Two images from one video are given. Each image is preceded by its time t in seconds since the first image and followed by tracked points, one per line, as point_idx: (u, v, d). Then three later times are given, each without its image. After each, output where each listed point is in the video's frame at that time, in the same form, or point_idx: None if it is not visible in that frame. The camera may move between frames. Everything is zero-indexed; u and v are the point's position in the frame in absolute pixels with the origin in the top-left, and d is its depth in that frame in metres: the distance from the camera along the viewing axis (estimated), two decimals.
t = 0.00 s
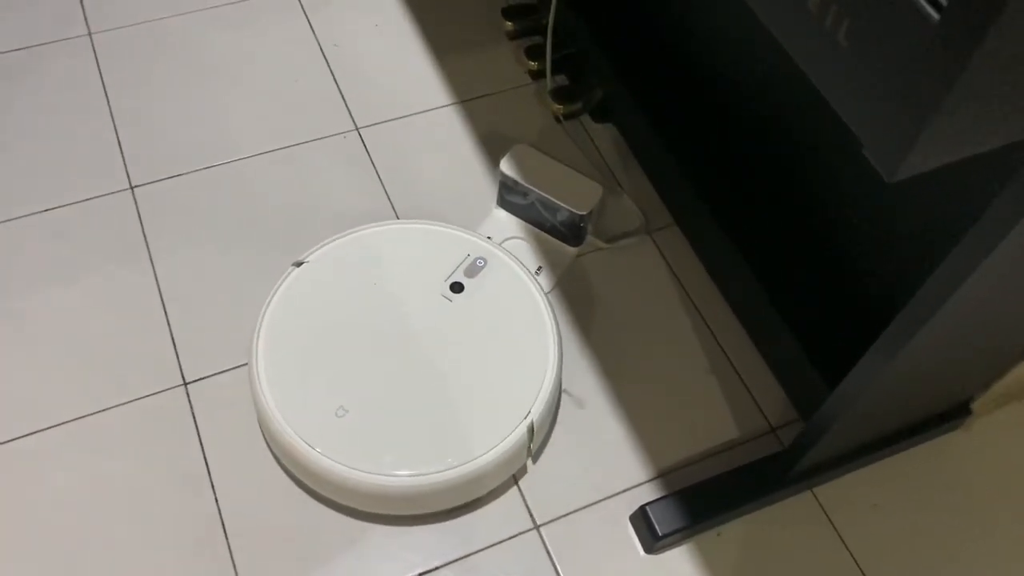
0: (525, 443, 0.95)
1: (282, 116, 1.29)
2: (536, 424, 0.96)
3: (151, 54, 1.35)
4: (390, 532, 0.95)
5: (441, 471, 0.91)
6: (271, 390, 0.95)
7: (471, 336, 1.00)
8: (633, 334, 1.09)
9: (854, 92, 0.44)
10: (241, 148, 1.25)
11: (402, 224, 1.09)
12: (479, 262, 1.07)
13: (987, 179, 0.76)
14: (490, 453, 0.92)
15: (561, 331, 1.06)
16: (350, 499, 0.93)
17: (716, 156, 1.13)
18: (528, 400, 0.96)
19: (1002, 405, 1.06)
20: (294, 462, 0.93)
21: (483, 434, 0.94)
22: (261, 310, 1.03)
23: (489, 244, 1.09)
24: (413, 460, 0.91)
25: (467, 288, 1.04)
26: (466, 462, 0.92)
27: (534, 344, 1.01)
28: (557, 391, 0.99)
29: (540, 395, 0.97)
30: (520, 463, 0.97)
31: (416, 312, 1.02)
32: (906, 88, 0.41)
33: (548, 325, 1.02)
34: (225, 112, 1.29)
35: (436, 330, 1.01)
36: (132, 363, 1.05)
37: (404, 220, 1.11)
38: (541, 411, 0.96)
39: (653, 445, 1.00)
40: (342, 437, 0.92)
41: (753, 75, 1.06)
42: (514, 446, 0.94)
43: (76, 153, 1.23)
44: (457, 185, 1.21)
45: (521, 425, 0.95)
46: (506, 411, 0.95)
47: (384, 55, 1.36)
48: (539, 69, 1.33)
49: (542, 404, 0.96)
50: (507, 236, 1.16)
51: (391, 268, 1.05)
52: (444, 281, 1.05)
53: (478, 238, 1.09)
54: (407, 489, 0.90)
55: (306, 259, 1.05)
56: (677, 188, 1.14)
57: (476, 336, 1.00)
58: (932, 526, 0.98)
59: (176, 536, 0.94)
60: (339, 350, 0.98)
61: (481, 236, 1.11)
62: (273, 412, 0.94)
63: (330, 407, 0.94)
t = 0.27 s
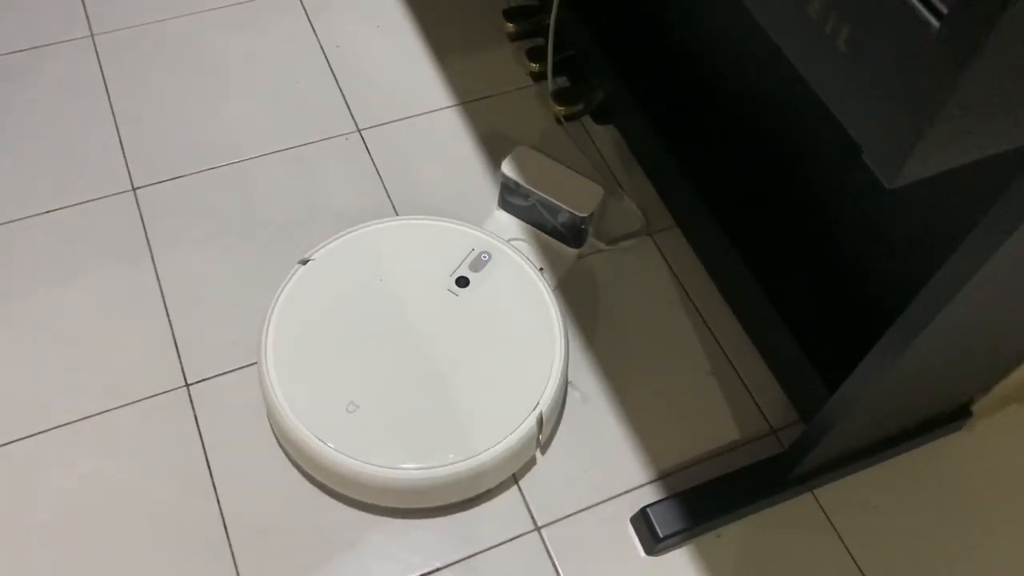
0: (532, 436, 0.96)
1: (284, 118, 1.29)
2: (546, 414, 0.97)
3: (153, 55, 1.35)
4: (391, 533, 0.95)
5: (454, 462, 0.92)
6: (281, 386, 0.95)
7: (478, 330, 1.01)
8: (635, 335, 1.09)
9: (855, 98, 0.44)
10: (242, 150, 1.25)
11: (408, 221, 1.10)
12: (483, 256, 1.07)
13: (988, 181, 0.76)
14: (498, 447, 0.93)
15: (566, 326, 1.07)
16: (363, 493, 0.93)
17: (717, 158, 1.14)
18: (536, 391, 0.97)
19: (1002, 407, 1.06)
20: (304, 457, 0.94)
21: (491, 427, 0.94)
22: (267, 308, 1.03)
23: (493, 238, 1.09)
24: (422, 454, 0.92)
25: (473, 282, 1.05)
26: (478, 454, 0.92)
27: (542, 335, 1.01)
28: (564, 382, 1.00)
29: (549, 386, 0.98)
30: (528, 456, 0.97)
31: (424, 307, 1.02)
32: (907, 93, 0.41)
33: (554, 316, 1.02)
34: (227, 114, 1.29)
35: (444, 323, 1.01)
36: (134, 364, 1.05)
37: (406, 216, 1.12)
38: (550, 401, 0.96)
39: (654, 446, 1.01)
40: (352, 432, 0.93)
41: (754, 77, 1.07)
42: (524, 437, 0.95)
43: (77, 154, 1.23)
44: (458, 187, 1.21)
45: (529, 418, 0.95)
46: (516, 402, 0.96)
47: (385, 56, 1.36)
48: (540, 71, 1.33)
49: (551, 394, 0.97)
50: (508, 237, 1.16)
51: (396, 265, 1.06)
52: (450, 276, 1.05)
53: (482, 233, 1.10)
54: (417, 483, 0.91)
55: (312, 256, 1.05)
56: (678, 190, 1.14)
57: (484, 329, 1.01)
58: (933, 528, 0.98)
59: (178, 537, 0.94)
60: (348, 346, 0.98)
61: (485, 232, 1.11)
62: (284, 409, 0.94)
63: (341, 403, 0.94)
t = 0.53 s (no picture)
0: (538, 426, 0.96)
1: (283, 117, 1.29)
2: (550, 407, 0.97)
3: (152, 55, 1.35)
4: (392, 531, 0.95)
5: (458, 453, 0.92)
6: (289, 377, 0.96)
7: (483, 322, 1.01)
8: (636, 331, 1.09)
9: (853, 99, 0.45)
10: (242, 149, 1.25)
11: (413, 213, 1.10)
12: (488, 249, 1.07)
13: (986, 179, 0.76)
14: (503, 437, 0.94)
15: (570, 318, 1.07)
16: (369, 483, 0.94)
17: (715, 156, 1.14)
18: (540, 383, 0.97)
19: (1000, 404, 1.07)
20: (311, 448, 0.94)
21: (497, 417, 0.95)
22: (274, 300, 1.04)
23: (498, 231, 1.09)
24: (428, 444, 0.92)
25: (478, 274, 1.05)
26: (482, 445, 0.93)
27: (546, 327, 1.01)
28: (569, 374, 1.00)
29: (553, 378, 0.98)
30: (533, 445, 0.98)
31: (429, 299, 1.03)
32: (906, 92, 0.41)
33: (558, 308, 1.02)
34: (226, 113, 1.29)
35: (449, 315, 1.02)
36: (134, 363, 1.06)
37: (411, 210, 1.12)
38: (555, 393, 0.97)
39: (654, 444, 1.01)
40: (359, 422, 0.93)
41: (753, 75, 1.07)
42: (528, 429, 0.95)
43: (77, 153, 1.23)
44: (457, 185, 1.22)
45: (534, 408, 0.95)
46: (520, 393, 0.96)
47: (384, 55, 1.36)
48: (538, 69, 1.33)
49: (555, 387, 0.97)
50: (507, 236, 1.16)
51: (401, 257, 1.06)
52: (455, 269, 1.05)
53: (487, 226, 1.10)
54: (423, 473, 0.91)
55: (319, 248, 1.06)
56: (677, 188, 1.14)
57: (488, 321, 1.01)
58: (930, 524, 0.98)
59: (179, 537, 0.94)
60: (354, 338, 0.99)
61: (490, 224, 1.12)
62: (291, 400, 0.94)
63: (347, 394, 0.95)
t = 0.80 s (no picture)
0: (537, 413, 0.96)
1: (276, 111, 1.28)
2: (550, 394, 0.97)
3: (145, 49, 1.35)
4: (387, 525, 0.95)
5: (459, 439, 0.92)
6: (291, 364, 0.96)
7: (484, 309, 1.01)
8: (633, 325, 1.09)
9: (845, 87, 0.44)
10: (236, 143, 1.25)
11: (414, 201, 1.10)
12: (490, 237, 1.07)
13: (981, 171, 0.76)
14: (502, 424, 0.94)
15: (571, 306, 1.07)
16: (369, 470, 0.94)
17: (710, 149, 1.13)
18: (541, 371, 0.97)
19: (995, 395, 1.07)
20: (312, 434, 0.95)
21: (496, 404, 0.95)
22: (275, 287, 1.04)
23: (500, 219, 1.09)
24: (428, 430, 0.92)
25: (479, 262, 1.05)
26: (482, 432, 0.93)
27: (547, 315, 1.01)
28: (569, 362, 1.00)
29: (554, 366, 0.98)
30: (533, 433, 0.98)
31: (430, 286, 1.03)
32: (900, 79, 0.40)
33: (559, 296, 1.02)
34: (219, 107, 1.29)
35: (450, 302, 1.01)
36: (129, 359, 1.05)
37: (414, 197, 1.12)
38: (555, 381, 0.97)
39: (650, 437, 1.01)
40: (360, 409, 0.93)
41: (748, 67, 1.06)
42: (528, 416, 0.95)
43: (70, 149, 1.23)
44: (452, 179, 1.21)
45: (534, 395, 0.95)
46: (521, 381, 0.96)
47: (378, 48, 1.35)
48: (533, 62, 1.33)
49: (555, 374, 0.97)
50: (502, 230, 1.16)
51: (404, 244, 1.06)
52: (456, 256, 1.05)
53: (488, 214, 1.10)
54: (424, 459, 0.92)
55: (320, 236, 1.06)
56: (671, 180, 1.14)
57: (489, 309, 1.01)
58: (926, 516, 0.98)
59: (174, 533, 0.94)
60: (355, 324, 0.99)
61: (491, 211, 1.12)
62: (292, 386, 0.94)
63: (348, 380, 0.95)
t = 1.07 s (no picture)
0: (535, 390, 0.96)
1: (266, 96, 1.27)
2: (547, 371, 0.97)
3: (133, 34, 1.33)
4: (380, 509, 0.95)
5: (455, 414, 0.93)
6: (289, 339, 0.96)
7: (481, 287, 1.01)
8: (626, 309, 1.08)
9: (839, 48, 0.43)
10: (224, 128, 1.24)
11: (413, 179, 1.10)
12: (488, 217, 1.07)
13: (973, 147, 0.75)
14: (499, 400, 0.94)
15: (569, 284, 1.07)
16: (365, 445, 0.95)
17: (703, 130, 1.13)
18: (538, 348, 0.97)
19: (990, 375, 1.06)
20: (309, 409, 0.95)
21: (493, 381, 0.95)
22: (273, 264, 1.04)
23: (498, 198, 1.09)
24: (425, 405, 0.93)
25: (477, 241, 1.05)
26: (479, 408, 0.93)
27: (544, 294, 1.01)
28: (567, 340, 1.01)
29: (551, 343, 0.98)
30: (530, 411, 0.98)
31: (427, 264, 1.03)
32: (894, 37, 0.40)
33: (557, 276, 1.03)
34: (208, 92, 1.27)
35: (447, 280, 1.02)
36: (118, 345, 1.04)
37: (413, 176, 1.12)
38: (552, 358, 0.97)
39: (643, 420, 1.00)
40: (356, 384, 0.94)
41: (740, 46, 1.06)
42: (525, 393, 0.95)
43: (57, 134, 1.22)
44: (443, 162, 1.20)
45: (532, 372, 0.96)
46: (517, 358, 0.96)
47: (368, 32, 1.34)
48: (524, 45, 1.32)
49: (552, 352, 0.97)
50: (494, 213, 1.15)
51: (402, 222, 1.06)
52: (454, 234, 1.05)
53: (487, 193, 1.10)
54: (420, 435, 0.92)
55: (318, 213, 1.06)
56: (664, 162, 1.13)
57: (487, 287, 1.01)
58: (921, 496, 0.98)
59: (165, 519, 0.93)
60: (352, 300, 0.99)
61: (489, 189, 1.12)
62: (289, 361, 0.95)
63: (344, 355, 0.95)
